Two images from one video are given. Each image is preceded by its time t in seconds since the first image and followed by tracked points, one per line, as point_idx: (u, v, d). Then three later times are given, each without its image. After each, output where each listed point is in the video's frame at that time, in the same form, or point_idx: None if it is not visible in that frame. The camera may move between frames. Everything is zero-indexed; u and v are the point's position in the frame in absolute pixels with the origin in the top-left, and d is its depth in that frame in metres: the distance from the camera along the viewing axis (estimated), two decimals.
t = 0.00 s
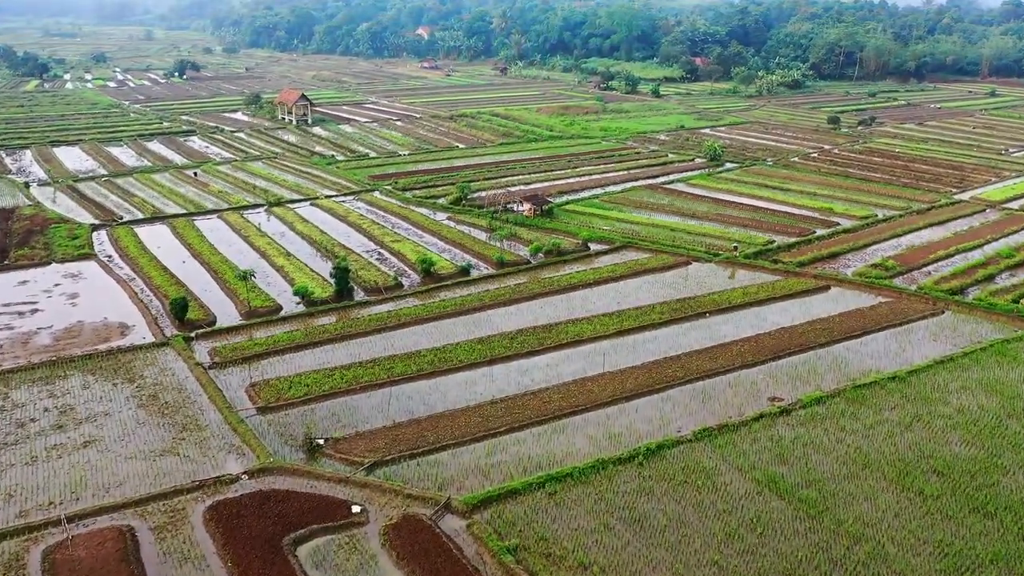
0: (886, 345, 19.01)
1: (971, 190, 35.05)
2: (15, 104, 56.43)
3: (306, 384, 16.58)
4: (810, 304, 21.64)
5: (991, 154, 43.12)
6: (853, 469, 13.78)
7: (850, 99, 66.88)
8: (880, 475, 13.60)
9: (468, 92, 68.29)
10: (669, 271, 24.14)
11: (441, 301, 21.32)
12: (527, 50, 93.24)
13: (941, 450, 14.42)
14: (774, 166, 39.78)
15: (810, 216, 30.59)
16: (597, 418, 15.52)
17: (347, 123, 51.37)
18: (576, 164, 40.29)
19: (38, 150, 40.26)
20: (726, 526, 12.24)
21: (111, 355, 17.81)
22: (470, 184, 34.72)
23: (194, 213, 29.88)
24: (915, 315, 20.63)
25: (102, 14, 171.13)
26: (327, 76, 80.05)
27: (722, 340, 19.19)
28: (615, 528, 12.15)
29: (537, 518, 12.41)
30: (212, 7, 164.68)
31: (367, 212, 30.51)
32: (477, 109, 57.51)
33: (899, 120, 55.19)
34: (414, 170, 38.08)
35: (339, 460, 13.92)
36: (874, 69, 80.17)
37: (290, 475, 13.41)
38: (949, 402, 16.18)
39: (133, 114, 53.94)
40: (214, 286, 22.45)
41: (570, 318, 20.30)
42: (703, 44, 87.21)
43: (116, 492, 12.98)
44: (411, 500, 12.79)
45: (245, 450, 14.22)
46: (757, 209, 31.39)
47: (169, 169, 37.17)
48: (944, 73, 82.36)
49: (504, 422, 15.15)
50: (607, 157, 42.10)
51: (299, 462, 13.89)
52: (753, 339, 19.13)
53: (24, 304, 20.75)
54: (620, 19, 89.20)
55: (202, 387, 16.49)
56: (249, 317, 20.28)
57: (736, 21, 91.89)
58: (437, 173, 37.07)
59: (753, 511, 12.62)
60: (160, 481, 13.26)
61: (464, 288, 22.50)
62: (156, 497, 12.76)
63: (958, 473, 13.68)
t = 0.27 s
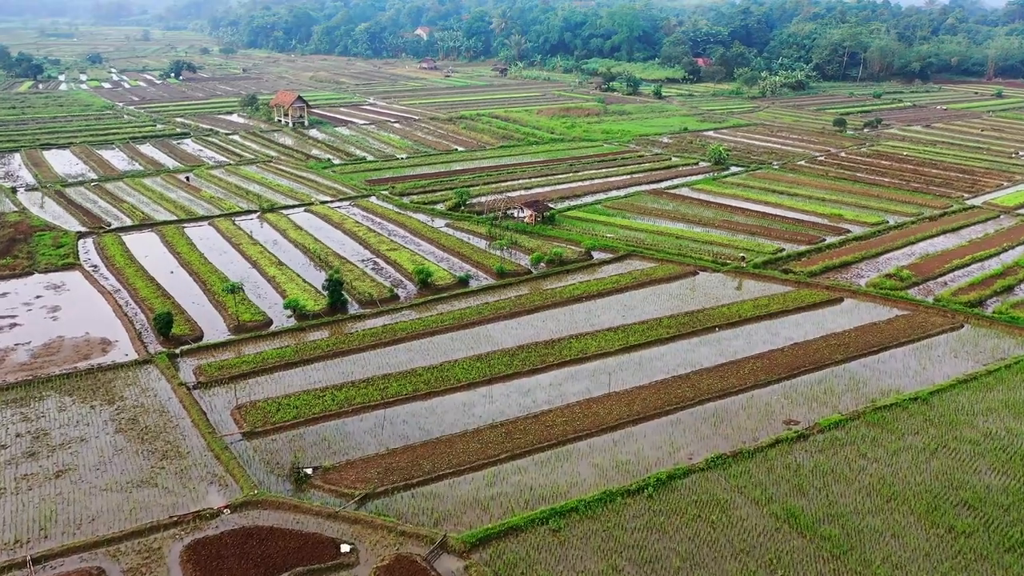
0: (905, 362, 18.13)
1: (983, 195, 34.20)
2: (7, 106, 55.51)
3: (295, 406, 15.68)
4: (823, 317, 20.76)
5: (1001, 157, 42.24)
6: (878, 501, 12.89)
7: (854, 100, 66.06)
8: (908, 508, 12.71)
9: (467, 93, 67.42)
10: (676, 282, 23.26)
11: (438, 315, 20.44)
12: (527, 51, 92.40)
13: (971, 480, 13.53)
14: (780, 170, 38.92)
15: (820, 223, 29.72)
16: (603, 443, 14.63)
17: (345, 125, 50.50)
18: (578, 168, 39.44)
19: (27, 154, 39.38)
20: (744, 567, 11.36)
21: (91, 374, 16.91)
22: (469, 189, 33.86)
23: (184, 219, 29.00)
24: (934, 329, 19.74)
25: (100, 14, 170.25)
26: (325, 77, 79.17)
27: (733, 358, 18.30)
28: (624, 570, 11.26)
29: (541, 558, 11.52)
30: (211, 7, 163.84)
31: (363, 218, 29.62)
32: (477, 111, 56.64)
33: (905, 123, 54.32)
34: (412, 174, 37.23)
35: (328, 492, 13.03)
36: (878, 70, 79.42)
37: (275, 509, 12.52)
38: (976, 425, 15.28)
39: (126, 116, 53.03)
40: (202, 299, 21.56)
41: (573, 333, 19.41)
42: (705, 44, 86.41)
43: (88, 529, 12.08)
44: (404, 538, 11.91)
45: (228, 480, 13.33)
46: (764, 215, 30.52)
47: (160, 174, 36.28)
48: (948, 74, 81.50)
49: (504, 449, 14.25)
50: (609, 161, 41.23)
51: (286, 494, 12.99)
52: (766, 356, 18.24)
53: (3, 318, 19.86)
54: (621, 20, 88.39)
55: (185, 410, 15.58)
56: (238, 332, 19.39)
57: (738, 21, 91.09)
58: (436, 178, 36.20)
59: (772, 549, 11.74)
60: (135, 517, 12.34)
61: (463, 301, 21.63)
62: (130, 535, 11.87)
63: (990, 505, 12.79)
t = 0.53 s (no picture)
0: (926, 382, 17.25)
1: (995, 201, 33.34)
2: None
3: (282, 431, 14.79)
4: (838, 332, 19.88)
5: (1011, 161, 41.39)
6: (906, 539, 12.01)
7: (859, 102, 65.23)
8: (938, 547, 11.83)
9: (467, 95, 66.58)
10: (683, 294, 22.40)
11: (436, 329, 19.57)
12: (527, 51, 91.58)
13: (1003, 514, 12.65)
14: (786, 174, 38.07)
15: (830, 230, 28.84)
16: (610, 472, 13.75)
17: (342, 128, 49.62)
18: (579, 172, 38.57)
19: (16, 158, 38.49)
20: None
21: (68, 396, 16.01)
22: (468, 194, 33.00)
23: (174, 226, 28.12)
24: (954, 345, 18.87)
25: (97, 14, 169.37)
26: (323, 78, 78.30)
27: (745, 376, 17.43)
28: None
29: None
30: (209, 7, 162.97)
31: (358, 225, 28.76)
32: (476, 113, 55.77)
33: (912, 125, 53.48)
34: (410, 179, 36.38)
35: (316, 528, 12.15)
36: (882, 71, 78.60)
37: (258, 549, 11.64)
38: (1005, 452, 14.40)
39: (120, 119, 52.13)
40: (189, 312, 20.68)
41: (577, 349, 18.54)
42: (707, 45, 85.58)
43: (55, 572, 11.20)
44: None
45: (209, 515, 12.44)
46: (772, 222, 29.67)
47: (151, 178, 35.40)
48: (953, 75, 80.67)
49: (505, 479, 13.37)
50: (611, 165, 40.37)
51: (270, 530, 12.12)
52: (779, 374, 17.36)
53: None
54: (622, 20, 87.56)
55: (165, 435, 14.69)
56: (225, 348, 18.52)
57: (740, 21, 90.26)
58: (434, 183, 35.34)
59: None
60: (107, 558, 11.47)
61: (461, 314, 20.77)
62: None
63: None
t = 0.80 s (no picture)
0: (950, 403, 16.33)
1: (1009, 207, 32.46)
2: None
3: (268, 460, 13.89)
4: (854, 348, 18.97)
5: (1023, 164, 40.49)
6: None
7: (864, 103, 64.40)
8: None
9: (466, 96, 65.70)
10: (691, 306, 21.49)
11: (433, 345, 18.67)
12: (527, 52, 90.72)
13: None
14: (793, 178, 37.19)
15: (841, 237, 27.95)
16: (618, 506, 12.85)
17: (339, 131, 48.71)
18: (581, 176, 37.69)
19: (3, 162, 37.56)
20: None
21: (43, 420, 15.11)
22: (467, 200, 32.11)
23: (163, 234, 27.22)
24: (977, 363, 17.95)
25: (94, 13, 168.35)
26: (321, 79, 77.43)
27: (758, 397, 16.50)
28: None
29: None
30: (207, 7, 161.99)
31: (353, 233, 27.88)
32: (476, 115, 54.88)
33: (919, 126, 52.59)
34: (408, 183, 35.49)
35: (302, 571, 11.25)
36: (886, 72, 77.75)
37: None
38: None
39: (113, 121, 51.22)
40: (175, 327, 19.78)
41: (581, 367, 17.64)
42: (709, 45, 84.73)
43: None
44: None
45: (187, 555, 11.56)
46: (781, 229, 28.79)
47: (142, 183, 34.49)
48: (959, 76, 79.81)
49: (505, 514, 12.47)
50: (613, 169, 39.49)
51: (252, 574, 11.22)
52: (795, 395, 16.45)
53: None
54: (624, 20, 86.70)
55: (144, 464, 13.78)
56: (212, 366, 17.61)
57: (743, 21, 89.41)
58: (433, 187, 34.46)
59: None
60: None
61: (459, 328, 19.89)
62: None
63: None
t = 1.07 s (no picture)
0: (976, 427, 15.43)
1: None
2: None
3: (252, 492, 12.99)
4: (872, 366, 18.06)
5: None
6: None
7: (869, 105, 63.54)
8: None
9: (466, 97, 64.84)
10: (699, 320, 20.60)
11: (429, 363, 17.76)
12: (528, 52, 89.86)
13: None
14: (800, 183, 36.30)
15: (853, 245, 27.04)
16: (628, 545, 11.96)
17: (336, 133, 47.80)
18: (583, 180, 36.79)
19: None
20: None
21: (14, 447, 14.21)
22: (467, 206, 31.22)
23: (152, 243, 26.33)
24: (1003, 382, 17.05)
25: (92, 13, 167.40)
26: (319, 80, 76.57)
27: (774, 420, 15.61)
28: None
29: None
30: (205, 7, 161.05)
31: (348, 241, 26.99)
32: (476, 117, 53.97)
33: (926, 129, 51.73)
34: (405, 189, 34.59)
35: None
36: (891, 73, 76.88)
37: None
38: None
39: (106, 123, 50.32)
40: (159, 343, 18.87)
41: (585, 388, 16.74)
42: (712, 46, 83.88)
43: None
44: None
45: None
46: (790, 237, 27.91)
47: (132, 188, 33.60)
48: (964, 77, 78.94)
49: (507, 556, 11.59)
50: (616, 173, 38.59)
51: None
52: (812, 418, 15.55)
53: None
54: (625, 20, 85.83)
55: (119, 498, 12.88)
56: (196, 387, 16.70)
57: (745, 21, 88.56)
58: (431, 193, 33.56)
59: None
60: None
61: (458, 344, 18.99)
62: None
63: None
